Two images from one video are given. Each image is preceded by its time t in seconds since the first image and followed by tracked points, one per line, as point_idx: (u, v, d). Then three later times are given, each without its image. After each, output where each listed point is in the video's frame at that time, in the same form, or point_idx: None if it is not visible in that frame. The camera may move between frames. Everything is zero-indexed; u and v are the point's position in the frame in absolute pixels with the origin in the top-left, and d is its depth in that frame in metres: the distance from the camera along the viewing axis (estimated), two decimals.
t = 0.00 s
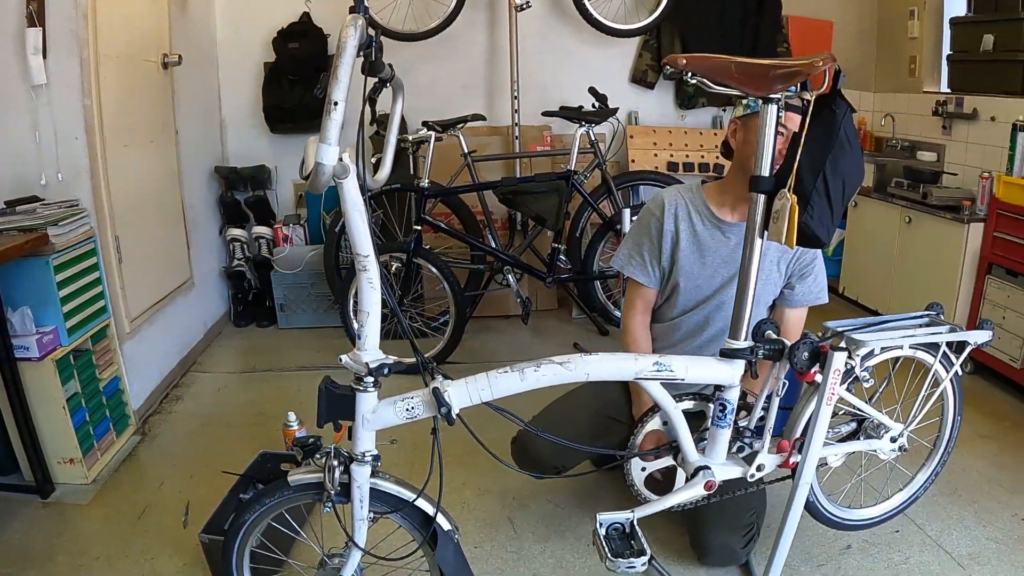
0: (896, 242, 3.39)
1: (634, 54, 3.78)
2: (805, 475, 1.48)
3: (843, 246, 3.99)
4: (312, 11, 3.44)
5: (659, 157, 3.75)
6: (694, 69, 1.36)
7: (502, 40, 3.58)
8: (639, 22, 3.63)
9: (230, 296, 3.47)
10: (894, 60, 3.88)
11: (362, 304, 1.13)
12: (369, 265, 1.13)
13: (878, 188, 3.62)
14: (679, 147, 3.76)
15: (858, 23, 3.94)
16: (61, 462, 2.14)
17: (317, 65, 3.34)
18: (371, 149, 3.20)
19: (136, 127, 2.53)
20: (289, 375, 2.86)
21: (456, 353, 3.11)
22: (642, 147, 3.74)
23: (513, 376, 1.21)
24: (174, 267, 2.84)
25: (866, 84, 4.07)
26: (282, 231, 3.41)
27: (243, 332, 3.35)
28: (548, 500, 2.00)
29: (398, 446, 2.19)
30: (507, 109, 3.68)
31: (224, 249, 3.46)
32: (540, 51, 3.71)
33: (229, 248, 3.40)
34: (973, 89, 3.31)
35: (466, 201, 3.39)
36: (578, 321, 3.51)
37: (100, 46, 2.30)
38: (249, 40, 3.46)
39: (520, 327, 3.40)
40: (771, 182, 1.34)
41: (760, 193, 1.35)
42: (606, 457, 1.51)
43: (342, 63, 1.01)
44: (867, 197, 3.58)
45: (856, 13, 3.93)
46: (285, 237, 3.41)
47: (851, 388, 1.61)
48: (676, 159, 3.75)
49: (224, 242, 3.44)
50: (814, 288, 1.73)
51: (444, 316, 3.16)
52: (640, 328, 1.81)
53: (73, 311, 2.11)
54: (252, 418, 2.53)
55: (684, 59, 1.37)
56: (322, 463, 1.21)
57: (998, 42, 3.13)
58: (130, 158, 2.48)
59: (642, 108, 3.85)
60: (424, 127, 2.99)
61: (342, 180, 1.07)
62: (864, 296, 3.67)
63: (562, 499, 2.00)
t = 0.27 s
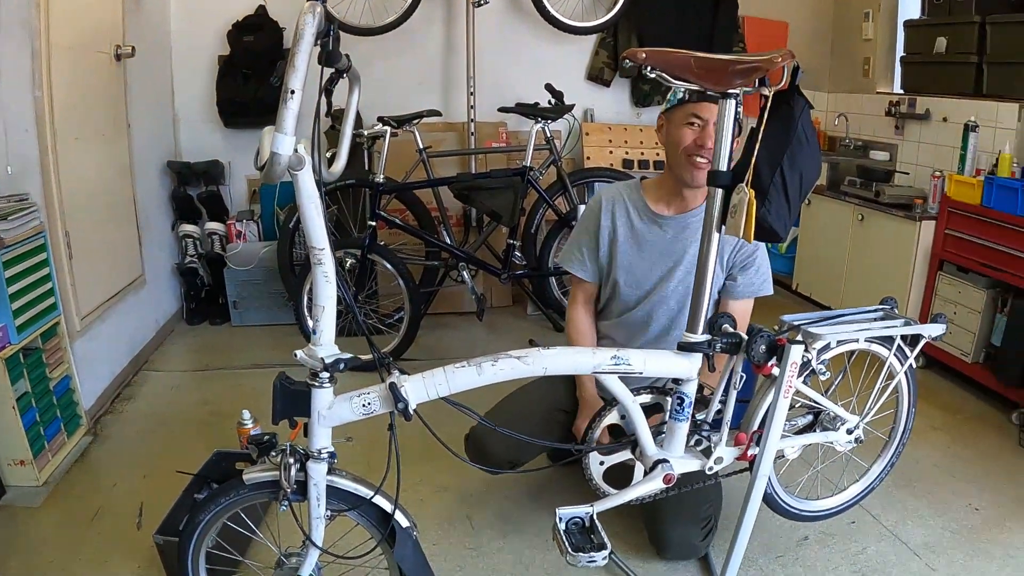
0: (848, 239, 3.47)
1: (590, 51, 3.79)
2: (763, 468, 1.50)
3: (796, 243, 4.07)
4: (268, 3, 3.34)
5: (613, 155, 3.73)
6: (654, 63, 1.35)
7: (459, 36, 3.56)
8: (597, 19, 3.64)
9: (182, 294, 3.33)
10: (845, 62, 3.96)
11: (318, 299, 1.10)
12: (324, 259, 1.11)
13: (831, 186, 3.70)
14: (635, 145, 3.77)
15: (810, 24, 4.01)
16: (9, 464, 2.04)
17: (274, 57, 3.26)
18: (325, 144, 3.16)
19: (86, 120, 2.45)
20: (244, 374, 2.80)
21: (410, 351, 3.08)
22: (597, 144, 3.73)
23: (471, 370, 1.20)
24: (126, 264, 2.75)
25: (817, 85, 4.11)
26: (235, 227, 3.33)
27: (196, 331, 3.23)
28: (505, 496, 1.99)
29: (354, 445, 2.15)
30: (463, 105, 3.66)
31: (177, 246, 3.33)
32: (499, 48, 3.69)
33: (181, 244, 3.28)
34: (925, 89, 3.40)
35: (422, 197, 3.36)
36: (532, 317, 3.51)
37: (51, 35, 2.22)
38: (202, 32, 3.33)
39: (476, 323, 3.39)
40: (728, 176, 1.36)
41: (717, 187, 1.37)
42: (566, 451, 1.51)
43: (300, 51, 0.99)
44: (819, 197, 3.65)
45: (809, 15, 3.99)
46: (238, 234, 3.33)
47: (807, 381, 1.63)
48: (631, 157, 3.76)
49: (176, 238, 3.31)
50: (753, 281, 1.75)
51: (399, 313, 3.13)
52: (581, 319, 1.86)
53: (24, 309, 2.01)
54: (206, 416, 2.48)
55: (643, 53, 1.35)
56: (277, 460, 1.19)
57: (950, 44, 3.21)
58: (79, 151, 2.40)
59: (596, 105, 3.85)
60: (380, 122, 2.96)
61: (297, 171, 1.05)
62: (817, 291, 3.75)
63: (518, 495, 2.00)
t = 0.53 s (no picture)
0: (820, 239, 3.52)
1: (562, 56, 3.81)
2: (736, 462, 1.52)
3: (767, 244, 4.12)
4: (241, 8, 3.31)
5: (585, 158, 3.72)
6: (622, 63, 1.37)
7: (431, 40, 3.57)
8: (569, 23, 3.66)
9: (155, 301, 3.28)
10: (814, 66, 4.03)
11: (292, 297, 1.10)
12: (299, 258, 1.11)
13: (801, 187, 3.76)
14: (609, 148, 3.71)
15: (779, 29, 4.07)
16: None
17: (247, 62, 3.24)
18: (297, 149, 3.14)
19: (58, 124, 2.41)
20: (218, 380, 2.77)
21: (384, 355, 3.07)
22: (569, 148, 3.73)
23: (444, 368, 1.20)
24: (99, 270, 2.70)
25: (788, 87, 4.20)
26: (208, 233, 3.29)
27: (169, 337, 3.18)
28: (482, 497, 1.99)
29: (329, 449, 2.13)
30: (435, 109, 3.66)
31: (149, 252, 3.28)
32: (472, 52, 3.69)
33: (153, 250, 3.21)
34: (893, 91, 3.47)
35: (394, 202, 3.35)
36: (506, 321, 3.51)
37: (24, 37, 2.18)
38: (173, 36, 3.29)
39: (449, 328, 3.39)
40: (697, 174, 1.37)
41: (686, 185, 1.37)
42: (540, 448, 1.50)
43: (275, 49, 0.99)
44: (790, 198, 3.71)
45: (777, 20, 4.06)
46: (211, 239, 3.29)
47: (778, 375, 1.66)
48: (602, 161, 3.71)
49: (148, 244, 3.25)
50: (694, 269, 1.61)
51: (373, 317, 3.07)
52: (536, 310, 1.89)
53: None
54: (179, 423, 2.45)
55: (612, 53, 1.36)
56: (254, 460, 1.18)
57: (918, 47, 3.29)
58: (51, 156, 2.36)
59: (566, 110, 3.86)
60: (352, 126, 2.97)
61: (272, 171, 1.05)
62: (789, 292, 3.79)
63: (494, 496, 2.00)
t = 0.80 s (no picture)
0: (807, 240, 3.55)
1: (551, 59, 3.81)
2: (732, 459, 1.52)
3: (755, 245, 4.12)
4: (229, 12, 3.30)
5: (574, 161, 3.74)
6: (620, 66, 1.40)
7: (420, 44, 3.57)
8: (557, 27, 3.68)
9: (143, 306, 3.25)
10: (800, 69, 4.07)
11: (292, 299, 1.10)
12: (298, 260, 1.10)
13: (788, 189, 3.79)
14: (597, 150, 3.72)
15: (765, 33, 4.11)
16: None
17: (236, 65, 3.23)
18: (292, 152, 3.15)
19: (46, 127, 2.39)
20: (207, 385, 2.75)
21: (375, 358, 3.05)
22: (557, 152, 3.75)
23: (443, 370, 1.19)
24: (87, 274, 2.67)
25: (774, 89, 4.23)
26: (196, 237, 3.27)
27: (157, 342, 3.15)
28: (476, 498, 1.99)
29: (322, 453, 2.12)
30: (424, 112, 3.66)
31: (137, 256, 3.25)
32: (461, 55, 3.69)
33: (142, 254, 3.19)
34: (877, 93, 3.51)
35: (382, 205, 3.34)
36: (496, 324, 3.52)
37: (14, 39, 2.16)
38: (161, 39, 3.27)
39: (439, 331, 3.39)
40: (692, 176, 1.39)
41: (682, 187, 1.40)
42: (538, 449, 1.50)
43: (281, 51, 0.99)
44: (777, 199, 3.74)
45: (764, 24, 4.10)
46: (200, 243, 3.27)
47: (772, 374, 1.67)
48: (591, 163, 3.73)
49: (136, 248, 3.23)
50: (649, 259, 1.53)
51: (364, 321, 3.07)
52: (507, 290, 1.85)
53: None
54: (169, 428, 2.43)
55: (609, 57, 1.40)
56: (253, 464, 1.18)
57: (903, 50, 3.33)
58: (40, 159, 2.34)
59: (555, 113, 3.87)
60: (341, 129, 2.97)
61: (272, 173, 1.04)
62: (778, 293, 3.82)
63: (488, 498, 1.99)
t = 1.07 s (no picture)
0: (801, 243, 3.58)
1: (546, 63, 3.82)
2: (742, 465, 1.53)
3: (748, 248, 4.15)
4: (224, 15, 3.27)
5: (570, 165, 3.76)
6: (633, 80, 1.40)
7: (416, 47, 3.56)
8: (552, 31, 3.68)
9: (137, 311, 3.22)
10: (792, 74, 4.10)
11: (308, 311, 1.10)
12: (315, 271, 1.10)
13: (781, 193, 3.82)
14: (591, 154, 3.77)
15: (758, 37, 4.14)
16: None
17: (230, 68, 3.20)
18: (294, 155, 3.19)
19: (41, 132, 2.36)
20: (204, 391, 2.72)
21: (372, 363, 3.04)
22: (553, 155, 3.75)
23: (460, 380, 1.19)
24: (82, 280, 2.64)
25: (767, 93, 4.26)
26: (191, 241, 3.24)
27: (152, 348, 3.12)
28: (480, 505, 1.98)
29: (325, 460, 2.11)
30: (419, 116, 3.66)
31: (130, 261, 3.22)
32: (457, 59, 3.69)
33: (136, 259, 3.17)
34: (870, 98, 3.55)
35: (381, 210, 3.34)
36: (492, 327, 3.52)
37: (8, 43, 2.13)
38: (155, 42, 3.24)
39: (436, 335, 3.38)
40: (702, 187, 1.40)
41: (692, 198, 1.40)
42: (550, 457, 1.50)
43: (308, 63, 0.98)
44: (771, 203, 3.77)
45: (757, 28, 4.12)
46: (194, 248, 3.24)
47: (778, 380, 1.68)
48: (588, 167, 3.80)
49: (130, 253, 3.20)
50: (648, 253, 1.53)
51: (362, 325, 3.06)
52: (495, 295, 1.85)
53: None
54: (167, 435, 2.41)
55: (622, 70, 1.41)
56: (269, 477, 1.17)
57: (895, 55, 3.37)
58: (34, 164, 2.30)
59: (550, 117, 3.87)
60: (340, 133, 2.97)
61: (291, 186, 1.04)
62: (772, 296, 3.84)
63: (492, 504, 1.99)
